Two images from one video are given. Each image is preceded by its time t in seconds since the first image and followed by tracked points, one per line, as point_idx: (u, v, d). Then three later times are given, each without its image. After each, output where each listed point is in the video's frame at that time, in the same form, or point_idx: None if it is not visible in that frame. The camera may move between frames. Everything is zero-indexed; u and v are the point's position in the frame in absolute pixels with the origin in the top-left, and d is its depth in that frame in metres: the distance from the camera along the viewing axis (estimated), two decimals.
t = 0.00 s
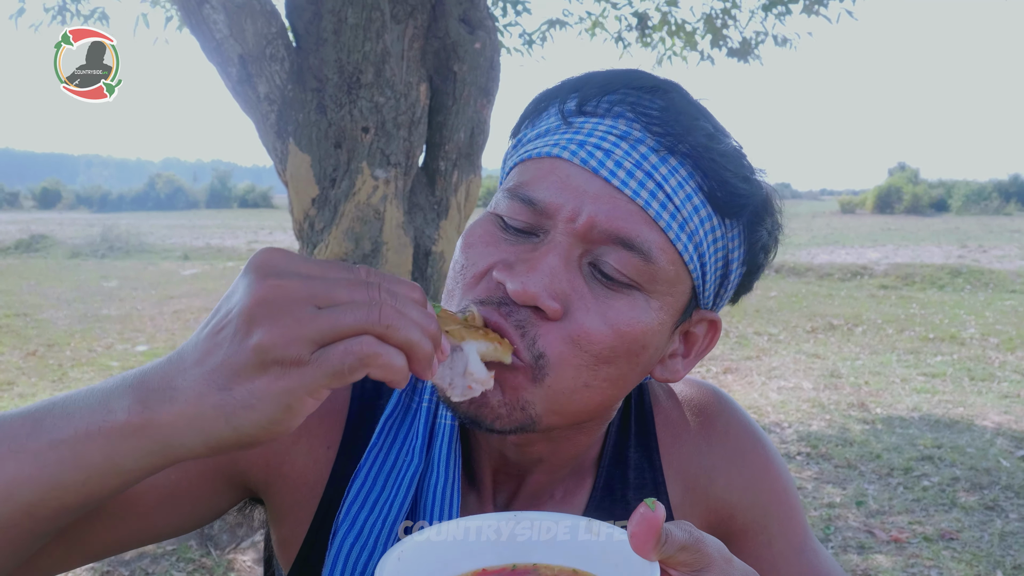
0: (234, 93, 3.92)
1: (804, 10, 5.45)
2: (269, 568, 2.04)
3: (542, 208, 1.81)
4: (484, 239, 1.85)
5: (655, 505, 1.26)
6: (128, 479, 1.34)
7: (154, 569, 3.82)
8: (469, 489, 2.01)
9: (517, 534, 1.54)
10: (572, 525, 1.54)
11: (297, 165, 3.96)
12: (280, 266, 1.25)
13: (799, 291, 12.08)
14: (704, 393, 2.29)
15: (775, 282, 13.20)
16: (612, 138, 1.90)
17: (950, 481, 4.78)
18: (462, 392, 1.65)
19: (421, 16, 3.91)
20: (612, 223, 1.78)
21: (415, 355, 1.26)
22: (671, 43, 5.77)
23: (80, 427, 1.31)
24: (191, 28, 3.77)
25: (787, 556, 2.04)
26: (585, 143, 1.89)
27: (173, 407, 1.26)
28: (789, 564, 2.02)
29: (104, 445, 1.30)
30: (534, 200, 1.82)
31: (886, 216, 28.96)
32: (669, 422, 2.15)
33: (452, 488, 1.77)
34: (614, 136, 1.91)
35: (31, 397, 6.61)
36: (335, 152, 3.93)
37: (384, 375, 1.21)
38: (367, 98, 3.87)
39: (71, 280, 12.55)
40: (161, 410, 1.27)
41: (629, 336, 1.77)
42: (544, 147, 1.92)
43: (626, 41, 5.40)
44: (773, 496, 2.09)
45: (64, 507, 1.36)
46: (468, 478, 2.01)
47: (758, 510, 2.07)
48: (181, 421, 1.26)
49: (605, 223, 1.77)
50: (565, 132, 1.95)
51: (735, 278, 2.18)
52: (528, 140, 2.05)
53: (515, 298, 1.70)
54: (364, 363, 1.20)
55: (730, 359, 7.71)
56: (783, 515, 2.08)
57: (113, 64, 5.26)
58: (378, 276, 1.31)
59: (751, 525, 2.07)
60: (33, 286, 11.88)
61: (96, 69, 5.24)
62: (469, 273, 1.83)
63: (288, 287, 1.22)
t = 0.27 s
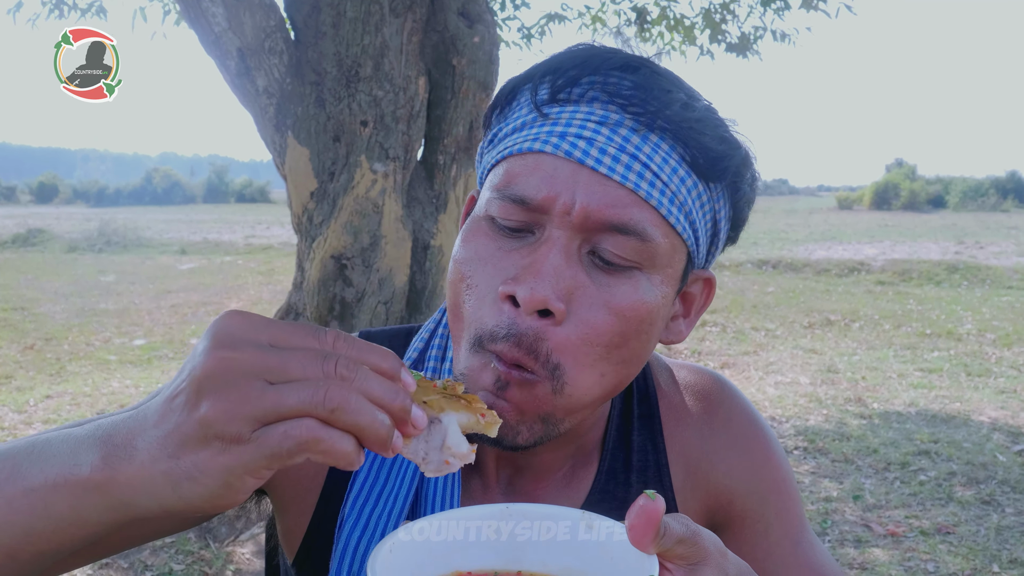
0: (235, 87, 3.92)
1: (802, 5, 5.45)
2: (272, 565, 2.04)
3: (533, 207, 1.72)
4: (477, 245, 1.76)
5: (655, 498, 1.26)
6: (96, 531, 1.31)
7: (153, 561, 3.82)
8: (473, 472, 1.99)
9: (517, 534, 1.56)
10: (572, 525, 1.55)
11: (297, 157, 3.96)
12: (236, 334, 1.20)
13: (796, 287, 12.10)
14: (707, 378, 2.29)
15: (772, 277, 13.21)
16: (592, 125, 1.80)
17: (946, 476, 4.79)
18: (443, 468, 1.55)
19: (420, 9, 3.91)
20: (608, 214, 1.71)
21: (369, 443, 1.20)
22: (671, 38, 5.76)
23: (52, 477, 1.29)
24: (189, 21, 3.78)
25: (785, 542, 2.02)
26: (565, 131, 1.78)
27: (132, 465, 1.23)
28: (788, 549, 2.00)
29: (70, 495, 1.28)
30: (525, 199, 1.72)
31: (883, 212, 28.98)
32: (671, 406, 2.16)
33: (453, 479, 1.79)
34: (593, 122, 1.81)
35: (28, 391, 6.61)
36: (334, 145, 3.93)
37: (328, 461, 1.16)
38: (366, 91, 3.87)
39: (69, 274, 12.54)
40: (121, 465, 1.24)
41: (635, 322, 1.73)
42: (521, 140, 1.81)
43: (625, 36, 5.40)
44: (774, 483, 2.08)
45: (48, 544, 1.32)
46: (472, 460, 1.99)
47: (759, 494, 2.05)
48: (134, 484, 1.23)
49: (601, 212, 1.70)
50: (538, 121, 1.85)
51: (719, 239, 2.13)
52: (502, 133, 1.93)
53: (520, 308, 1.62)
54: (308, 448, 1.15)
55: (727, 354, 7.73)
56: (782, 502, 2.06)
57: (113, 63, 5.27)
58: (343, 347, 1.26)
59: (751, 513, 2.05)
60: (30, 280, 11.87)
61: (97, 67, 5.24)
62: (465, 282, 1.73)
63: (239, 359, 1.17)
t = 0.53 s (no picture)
0: (230, 83, 3.90)
1: (800, 1, 5.44)
2: (268, 556, 2.03)
3: (502, 192, 1.74)
4: (452, 235, 1.80)
5: (638, 493, 1.25)
6: (87, 526, 1.40)
7: (148, 556, 3.81)
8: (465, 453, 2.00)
9: (517, 535, 1.56)
10: (573, 526, 1.54)
11: (292, 152, 3.94)
12: (219, 319, 1.30)
13: (792, 282, 12.11)
14: (697, 367, 2.30)
15: (769, 273, 13.22)
16: (554, 107, 1.82)
17: (943, 471, 4.80)
18: (423, 454, 1.58)
19: (417, 3, 3.87)
20: (578, 192, 1.74)
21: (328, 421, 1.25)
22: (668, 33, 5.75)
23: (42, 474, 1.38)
24: (185, 15, 3.77)
25: (769, 531, 2.00)
26: (529, 116, 1.81)
27: (116, 455, 1.32)
28: (771, 537, 1.99)
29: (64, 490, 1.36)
30: (495, 184, 1.75)
31: (879, 208, 29.01)
32: (659, 393, 2.17)
33: (440, 463, 1.78)
34: (555, 104, 1.83)
35: (23, 386, 6.59)
36: (329, 140, 3.91)
37: (281, 435, 1.22)
38: (361, 86, 3.85)
39: (63, 270, 12.50)
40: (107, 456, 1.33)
41: (613, 295, 1.77)
42: (486, 129, 1.84)
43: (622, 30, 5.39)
44: (760, 472, 2.07)
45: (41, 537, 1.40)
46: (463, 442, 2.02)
47: (745, 482, 2.05)
48: (117, 471, 1.31)
49: (569, 191, 1.73)
50: (500, 108, 1.87)
51: (691, 209, 2.15)
52: (469, 120, 1.96)
53: (500, 290, 1.66)
54: (262, 420, 1.22)
55: (723, 349, 7.73)
56: (768, 492, 2.05)
57: (113, 63, 5.24)
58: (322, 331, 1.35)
59: (735, 500, 2.04)
60: (25, 276, 11.83)
61: (96, 67, 5.22)
62: (444, 270, 1.77)
63: (213, 339, 1.26)
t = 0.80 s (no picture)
0: (230, 83, 3.91)
1: None
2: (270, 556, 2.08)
3: (508, 172, 1.77)
4: (459, 219, 1.80)
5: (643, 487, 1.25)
6: None
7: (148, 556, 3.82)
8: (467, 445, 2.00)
9: (517, 534, 1.55)
10: (573, 526, 1.54)
11: (291, 150, 3.94)
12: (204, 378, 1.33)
13: (791, 281, 12.11)
14: (698, 360, 2.30)
15: (767, 271, 13.21)
16: (549, 88, 1.83)
17: (943, 470, 4.80)
18: (415, 492, 1.56)
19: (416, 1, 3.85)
20: (581, 166, 1.78)
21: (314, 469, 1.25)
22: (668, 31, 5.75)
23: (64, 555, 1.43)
24: (185, 13, 3.78)
25: (768, 525, 2.00)
26: (525, 99, 1.82)
27: (133, 530, 1.37)
28: (771, 531, 1.99)
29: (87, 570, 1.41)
30: (500, 165, 1.77)
31: (878, 206, 29.00)
32: (660, 386, 2.16)
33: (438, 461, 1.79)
34: (550, 85, 1.84)
35: (21, 385, 6.58)
36: (329, 138, 3.90)
37: (268, 492, 1.24)
38: (361, 84, 3.84)
39: (62, 268, 12.47)
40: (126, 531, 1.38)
41: (623, 262, 1.81)
42: (483, 114, 1.84)
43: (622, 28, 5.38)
44: (760, 466, 2.07)
45: None
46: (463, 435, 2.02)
47: (744, 477, 2.05)
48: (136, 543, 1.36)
49: (574, 167, 1.77)
50: (493, 94, 1.86)
51: (674, 179, 2.19)
52: (459, 109, 1.95)
53: (519, 267, 1.68)
54: (248, 479, 1.24)
55: (722, 348, 7.73)
56: (768, 485, 2.05)
57: (113, 63, 5.23)
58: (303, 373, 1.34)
59: (736, 494, 2.04)
60: (23, 273, 11.81)
61: (96, 67, 5.20)
62: (456, 254, 1.77)
63: (196, 401, 1.28)
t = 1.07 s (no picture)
0: (234, 83, 3.92)
1: None
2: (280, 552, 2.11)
3: (491, 179, 1.78)
4: (448, 227, 1.83)
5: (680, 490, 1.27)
6: None
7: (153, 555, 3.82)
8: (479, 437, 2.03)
9: (517, 534, 1.58)
10: (572, 525, 1.58)
11: (295, 150, 3.96)
12: (190, 343, 1.38)
13: (794, 280, 12.10)
14: (702, 355, 2.31)
15: (771, 271, 13.19)
16: (525, 90, 1.82)
17: (946, 471, 4.79)
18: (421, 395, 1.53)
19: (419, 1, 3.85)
20: (561, 168, 1.77)
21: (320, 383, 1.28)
22: (672, 30, 5.74)
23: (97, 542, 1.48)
24: (187, 12, 3.79)
25: (772, 517, 1.99)
26: (502, 104, 1.82)
27: (162, 505, 1.44)
28: (775, 521, 1.98)
29: (126, 555, 1.45)
30: (483, 174, 1.78)
31: (881, 206, 28.96)
32: (662, 379, 2.17)
33: (453, 453, 1.83)
34: (526, 88, 1.84)
35: (25, 384, 6.60)
36: (332, 138, 3.90)
37: (278, 419, 1.28)
38: (364, 83, 3.84)
39: (65, 267, 12.51)
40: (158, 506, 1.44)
41: (612, 258, 1.81)
42: (461, 121, 1.85)
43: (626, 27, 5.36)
44: (765, 458, 2.06)
45: None
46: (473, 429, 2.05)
47: (750, 468, 2.04)
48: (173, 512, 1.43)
49: (555, 169, 1.76)
50: (471, 99, 1.87)
51: (664, 160, 2.18)
52: (441, 113, 1.96)
53: (508, 276, 1.70)
54: (254, 411, 1.27)
55: (726, 348, 7.72)
56: (771, 476, 2.04)
57: (115, 63, 5.23)
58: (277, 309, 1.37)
59: (740, 485, 2.03)
60: (26, 273, 11.83)
61: (98, 67, 5.21)
62: (450, 264, 1.80)
63: (189, 362, 1.34)
